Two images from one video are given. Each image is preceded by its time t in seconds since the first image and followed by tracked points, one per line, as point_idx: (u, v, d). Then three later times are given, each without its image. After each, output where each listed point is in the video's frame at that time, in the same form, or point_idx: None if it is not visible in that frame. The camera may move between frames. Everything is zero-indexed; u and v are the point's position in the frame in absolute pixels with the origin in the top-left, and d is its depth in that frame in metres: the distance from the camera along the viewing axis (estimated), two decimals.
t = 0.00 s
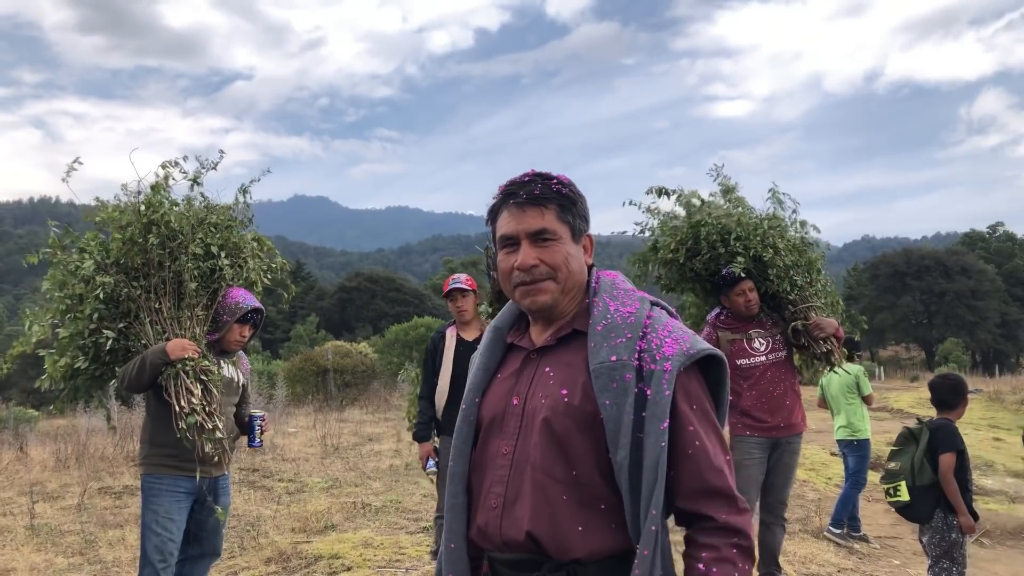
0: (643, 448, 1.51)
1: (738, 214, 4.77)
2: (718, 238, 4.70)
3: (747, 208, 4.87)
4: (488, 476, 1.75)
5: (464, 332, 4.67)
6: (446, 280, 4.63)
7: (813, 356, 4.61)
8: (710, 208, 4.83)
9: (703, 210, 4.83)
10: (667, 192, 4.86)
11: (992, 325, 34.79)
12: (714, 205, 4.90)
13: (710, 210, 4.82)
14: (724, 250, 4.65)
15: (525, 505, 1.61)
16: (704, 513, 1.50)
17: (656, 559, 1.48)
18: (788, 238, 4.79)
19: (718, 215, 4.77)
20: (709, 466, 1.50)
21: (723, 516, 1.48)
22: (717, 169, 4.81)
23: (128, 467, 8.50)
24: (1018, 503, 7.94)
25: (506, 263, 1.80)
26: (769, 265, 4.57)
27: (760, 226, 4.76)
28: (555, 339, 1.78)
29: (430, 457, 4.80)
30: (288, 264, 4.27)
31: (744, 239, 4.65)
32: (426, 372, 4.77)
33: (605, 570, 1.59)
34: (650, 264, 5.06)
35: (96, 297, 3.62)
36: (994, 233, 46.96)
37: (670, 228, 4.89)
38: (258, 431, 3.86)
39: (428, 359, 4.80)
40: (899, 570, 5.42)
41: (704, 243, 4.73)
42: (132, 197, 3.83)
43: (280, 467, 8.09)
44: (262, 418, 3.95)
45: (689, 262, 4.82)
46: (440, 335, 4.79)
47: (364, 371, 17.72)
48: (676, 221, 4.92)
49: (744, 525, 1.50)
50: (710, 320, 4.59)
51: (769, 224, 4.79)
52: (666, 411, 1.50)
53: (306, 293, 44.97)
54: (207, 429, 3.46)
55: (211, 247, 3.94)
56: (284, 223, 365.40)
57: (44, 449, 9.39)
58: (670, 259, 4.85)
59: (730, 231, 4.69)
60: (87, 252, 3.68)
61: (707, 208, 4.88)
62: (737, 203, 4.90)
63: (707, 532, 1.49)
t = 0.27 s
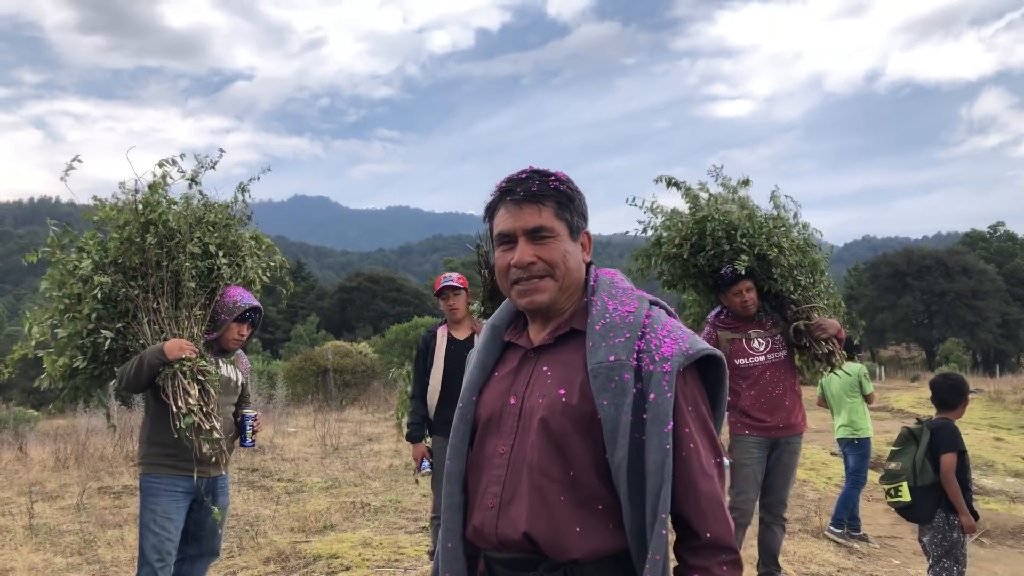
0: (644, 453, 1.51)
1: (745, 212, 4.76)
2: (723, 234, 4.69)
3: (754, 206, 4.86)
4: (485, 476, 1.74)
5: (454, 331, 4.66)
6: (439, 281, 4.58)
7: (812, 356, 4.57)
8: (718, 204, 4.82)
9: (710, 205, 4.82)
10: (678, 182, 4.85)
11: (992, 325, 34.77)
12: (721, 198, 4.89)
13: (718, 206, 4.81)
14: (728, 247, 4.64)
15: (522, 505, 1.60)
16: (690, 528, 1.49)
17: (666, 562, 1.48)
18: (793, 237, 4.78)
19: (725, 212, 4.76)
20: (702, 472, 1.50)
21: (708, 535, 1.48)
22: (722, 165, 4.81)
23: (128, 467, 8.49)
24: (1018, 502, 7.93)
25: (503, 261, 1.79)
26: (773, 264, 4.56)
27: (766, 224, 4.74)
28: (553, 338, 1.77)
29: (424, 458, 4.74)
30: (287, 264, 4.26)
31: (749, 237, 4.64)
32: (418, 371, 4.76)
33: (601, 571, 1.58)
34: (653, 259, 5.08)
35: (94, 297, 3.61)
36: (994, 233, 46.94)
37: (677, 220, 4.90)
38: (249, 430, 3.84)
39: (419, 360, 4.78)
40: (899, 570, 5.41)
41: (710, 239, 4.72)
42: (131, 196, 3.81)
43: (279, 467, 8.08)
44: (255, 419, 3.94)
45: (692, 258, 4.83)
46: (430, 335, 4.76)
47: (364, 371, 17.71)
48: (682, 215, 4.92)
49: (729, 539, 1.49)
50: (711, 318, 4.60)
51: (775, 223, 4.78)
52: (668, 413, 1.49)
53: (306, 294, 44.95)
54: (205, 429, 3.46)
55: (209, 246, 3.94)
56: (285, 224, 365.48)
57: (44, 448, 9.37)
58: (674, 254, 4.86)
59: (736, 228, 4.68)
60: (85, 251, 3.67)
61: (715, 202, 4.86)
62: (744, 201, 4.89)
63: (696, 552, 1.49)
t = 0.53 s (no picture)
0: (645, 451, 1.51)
1: (748, 209, 4.76)
2: (724, 232, 4.68)
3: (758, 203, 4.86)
4: (485, 473, 1.74)
5: (446, 331, 4.66)
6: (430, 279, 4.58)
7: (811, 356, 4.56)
8: (720, 202, 4.81)
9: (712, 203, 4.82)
10: (680, 179, 4.84)
11: (993, 325, 34.75)
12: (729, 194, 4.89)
13: (721, 203, 4.81)
14: (729, 245, 4.63)
15: (522, 502, 1.60)
16: (689, 525, 1.49)
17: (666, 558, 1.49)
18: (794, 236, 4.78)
19: (726, 210, 4.76)
20: (701, 469, 1.50)
21: (706, 532, 1.48)
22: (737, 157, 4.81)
23: (129, 466, 8.49)
24: (1019, 502, 7.93)
25: (502, 259, 1.79)
26: (773, 262, 4.55)
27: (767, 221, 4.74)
28: (553, 335, 1.77)
29: (414, 459, 4.71)
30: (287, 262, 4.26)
31: (751, 235, 4.63)
32: (409, 372, 4.72)
33: (601, 569, 1.58)
34: (653, 254, 5.08)
35: (94, 296, 3.61)
36: (995, 233, 46.90)
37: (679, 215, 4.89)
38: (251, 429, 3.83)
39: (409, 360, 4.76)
40: (900, 569, 5.40)
41: (710, 236, 4.72)
42: (130, 195, 3.82)
43: (280, 467, 8.08)
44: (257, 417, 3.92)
45: (692, 255, 4.83)
46: (423, 335, 4.75)
47: (364, 370, 17.71)
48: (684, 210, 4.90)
49: (730, 537, 1.49)
50: (711, 317, 4.60)
51: (778, 220, 4.77)
52: (669, 410, 1.49)
53: (307, 293, 44.94)
54: (204, 428, 3.46)
55: (208, 244, 3.94)
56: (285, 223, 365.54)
57: (45, 448, 9.37)
58: (674, 251, 4.86)
59: (738, 226, 4.68)
60: (84, 250, 3.67)
61: (718, 199, 4.85)
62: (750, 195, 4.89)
63: (694, 548, 1.49)
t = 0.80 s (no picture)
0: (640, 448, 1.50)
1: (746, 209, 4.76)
2: (721, 232, 4.68)
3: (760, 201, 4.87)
4: (481, 471, 1.74)
5: (440, 331, 4.65)
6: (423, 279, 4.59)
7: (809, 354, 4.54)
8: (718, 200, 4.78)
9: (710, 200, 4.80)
10: (675, 181, 4.84)
11: (994, 324, 34.72)
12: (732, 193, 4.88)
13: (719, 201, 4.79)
14: (726, 244, 4.64)
15: (518, 500, 1.60)
16: (683, 522, 1.49)
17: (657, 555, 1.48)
18: (794, 234, 4.78)
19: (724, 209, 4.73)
20: (695, 466, 1.49)
21: (697, 529, 1.47)
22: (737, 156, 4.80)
23: (129, 466, 8.49)
24: (1020, 501, 7.92)
25: (499, 256, 1.79)
26: (770, 261, 4.54)
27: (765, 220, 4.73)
28: (550, 332, 1.77)
29: (407, 460, 4.59)
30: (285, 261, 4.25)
31: (747, 234, 4.63)
32: (403, 373, 4.71)
33: (597, 567, 1.57)
34: (652, 257, 5.08)
35: (91, 295, 3.62)
36: (996, 233, 46.87)
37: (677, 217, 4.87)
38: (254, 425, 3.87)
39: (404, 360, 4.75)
40: (900, 568, 5.39)
41: (707, 237, 4.73)
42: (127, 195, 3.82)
43: (279, 466, 8.08)
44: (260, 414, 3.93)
45: (690, 256, 4.84)
46: (417, 335, 4.75)
47: (365, 370, 17.70)
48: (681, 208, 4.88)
49: (722, 535, 1.48)
50: (710, 316, 4.63)
51: (778, 219, 4.79)
52: (663, 407, 1.48)
53: (307, 293, 44.94)
54: (202, 426, 3.46)
55: (205, 243, 3.94)
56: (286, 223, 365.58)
57: (45, 448, 9.37)
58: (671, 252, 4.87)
59: (734, 226, 4.67)
60: (81, 250, 3.66)
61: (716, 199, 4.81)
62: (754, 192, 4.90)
63: (686, 545, 1.49)
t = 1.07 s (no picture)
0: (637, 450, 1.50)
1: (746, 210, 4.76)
2: (719, 232, 4.69)
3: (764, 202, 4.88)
4: (479, 474, 1.74)
5: (439, 331, 4.65)
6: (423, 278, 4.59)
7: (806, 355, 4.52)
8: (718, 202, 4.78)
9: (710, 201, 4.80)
10: (671, 185, 4.82)
11: (995, 324, 34.69)
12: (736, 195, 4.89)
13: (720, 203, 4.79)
14: (725, 244, 4.64)
15: (516, 503, 1.60)
16: (679, 525, 1.49)
17: (654, 558, 1.48)
18: (794, 234, 4.78)
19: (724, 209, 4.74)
20: (692, 469, 1.49)
21: (694, 533, 1.47)
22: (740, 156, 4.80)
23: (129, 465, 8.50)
24: (1020, 501, 7.91)
25: (496, 258, 1.78)
26: (768, 260, 4.54)
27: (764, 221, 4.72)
28: (548, 335, 1.77)
29: (408, 462, 4.58)
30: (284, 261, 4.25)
31: (746, 234, 4.62)
32: (403, 372, 4.71)
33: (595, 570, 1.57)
34: (652, 257, 5.05)
35: (89, 297, 3.62)
36: (997, 233, 46.84)
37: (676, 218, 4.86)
38: (263, 407, 3.96)
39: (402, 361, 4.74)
40: (900, 569, 5.39)
41: (705, 237, 4.73)
42: (125, 196, 3.81)
43: (280, 466, 8.08)
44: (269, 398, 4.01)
45: (689, 256, 4.85)
46: (416, 335, 4.75)
47: (365, 370, 17.69)
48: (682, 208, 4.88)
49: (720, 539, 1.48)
50: (708, 316, 4.63)
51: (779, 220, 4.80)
52: (661, 410, 1.48)
53: (308, 293, 44.95)
54: (202, 426, 3.46)
55: (204, 244, 3.93)
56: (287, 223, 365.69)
57: (46, 448, 9.38)
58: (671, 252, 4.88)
59: (733, 227, 4.67)
60: (79, 251, 3.67)
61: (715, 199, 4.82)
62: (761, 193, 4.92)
63: (683, 549, 1.49)
